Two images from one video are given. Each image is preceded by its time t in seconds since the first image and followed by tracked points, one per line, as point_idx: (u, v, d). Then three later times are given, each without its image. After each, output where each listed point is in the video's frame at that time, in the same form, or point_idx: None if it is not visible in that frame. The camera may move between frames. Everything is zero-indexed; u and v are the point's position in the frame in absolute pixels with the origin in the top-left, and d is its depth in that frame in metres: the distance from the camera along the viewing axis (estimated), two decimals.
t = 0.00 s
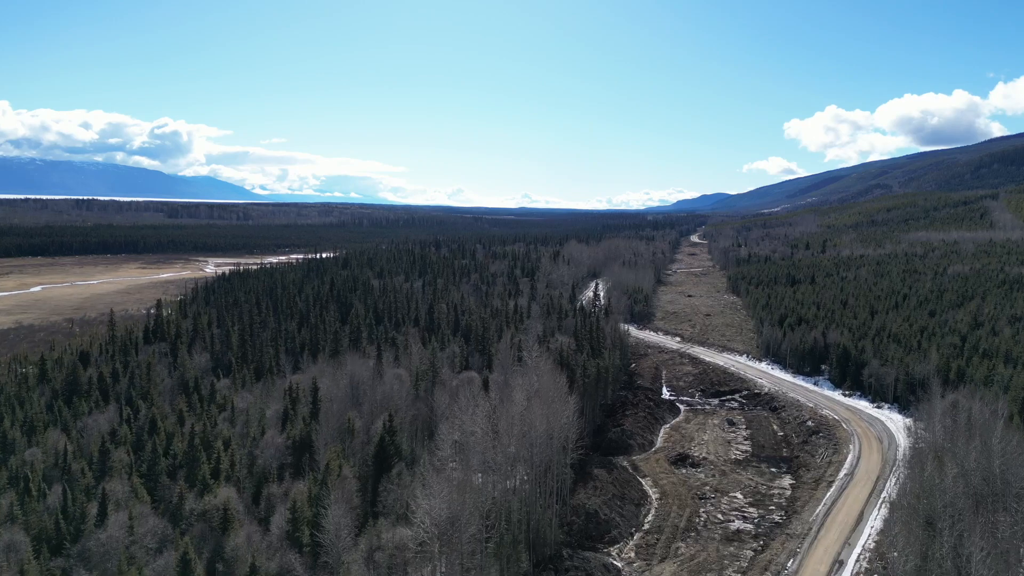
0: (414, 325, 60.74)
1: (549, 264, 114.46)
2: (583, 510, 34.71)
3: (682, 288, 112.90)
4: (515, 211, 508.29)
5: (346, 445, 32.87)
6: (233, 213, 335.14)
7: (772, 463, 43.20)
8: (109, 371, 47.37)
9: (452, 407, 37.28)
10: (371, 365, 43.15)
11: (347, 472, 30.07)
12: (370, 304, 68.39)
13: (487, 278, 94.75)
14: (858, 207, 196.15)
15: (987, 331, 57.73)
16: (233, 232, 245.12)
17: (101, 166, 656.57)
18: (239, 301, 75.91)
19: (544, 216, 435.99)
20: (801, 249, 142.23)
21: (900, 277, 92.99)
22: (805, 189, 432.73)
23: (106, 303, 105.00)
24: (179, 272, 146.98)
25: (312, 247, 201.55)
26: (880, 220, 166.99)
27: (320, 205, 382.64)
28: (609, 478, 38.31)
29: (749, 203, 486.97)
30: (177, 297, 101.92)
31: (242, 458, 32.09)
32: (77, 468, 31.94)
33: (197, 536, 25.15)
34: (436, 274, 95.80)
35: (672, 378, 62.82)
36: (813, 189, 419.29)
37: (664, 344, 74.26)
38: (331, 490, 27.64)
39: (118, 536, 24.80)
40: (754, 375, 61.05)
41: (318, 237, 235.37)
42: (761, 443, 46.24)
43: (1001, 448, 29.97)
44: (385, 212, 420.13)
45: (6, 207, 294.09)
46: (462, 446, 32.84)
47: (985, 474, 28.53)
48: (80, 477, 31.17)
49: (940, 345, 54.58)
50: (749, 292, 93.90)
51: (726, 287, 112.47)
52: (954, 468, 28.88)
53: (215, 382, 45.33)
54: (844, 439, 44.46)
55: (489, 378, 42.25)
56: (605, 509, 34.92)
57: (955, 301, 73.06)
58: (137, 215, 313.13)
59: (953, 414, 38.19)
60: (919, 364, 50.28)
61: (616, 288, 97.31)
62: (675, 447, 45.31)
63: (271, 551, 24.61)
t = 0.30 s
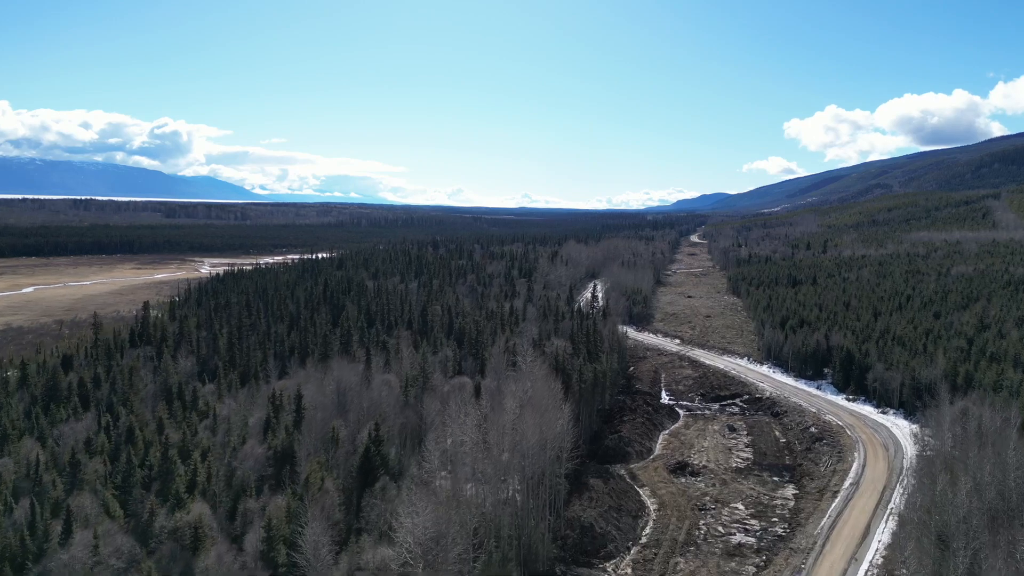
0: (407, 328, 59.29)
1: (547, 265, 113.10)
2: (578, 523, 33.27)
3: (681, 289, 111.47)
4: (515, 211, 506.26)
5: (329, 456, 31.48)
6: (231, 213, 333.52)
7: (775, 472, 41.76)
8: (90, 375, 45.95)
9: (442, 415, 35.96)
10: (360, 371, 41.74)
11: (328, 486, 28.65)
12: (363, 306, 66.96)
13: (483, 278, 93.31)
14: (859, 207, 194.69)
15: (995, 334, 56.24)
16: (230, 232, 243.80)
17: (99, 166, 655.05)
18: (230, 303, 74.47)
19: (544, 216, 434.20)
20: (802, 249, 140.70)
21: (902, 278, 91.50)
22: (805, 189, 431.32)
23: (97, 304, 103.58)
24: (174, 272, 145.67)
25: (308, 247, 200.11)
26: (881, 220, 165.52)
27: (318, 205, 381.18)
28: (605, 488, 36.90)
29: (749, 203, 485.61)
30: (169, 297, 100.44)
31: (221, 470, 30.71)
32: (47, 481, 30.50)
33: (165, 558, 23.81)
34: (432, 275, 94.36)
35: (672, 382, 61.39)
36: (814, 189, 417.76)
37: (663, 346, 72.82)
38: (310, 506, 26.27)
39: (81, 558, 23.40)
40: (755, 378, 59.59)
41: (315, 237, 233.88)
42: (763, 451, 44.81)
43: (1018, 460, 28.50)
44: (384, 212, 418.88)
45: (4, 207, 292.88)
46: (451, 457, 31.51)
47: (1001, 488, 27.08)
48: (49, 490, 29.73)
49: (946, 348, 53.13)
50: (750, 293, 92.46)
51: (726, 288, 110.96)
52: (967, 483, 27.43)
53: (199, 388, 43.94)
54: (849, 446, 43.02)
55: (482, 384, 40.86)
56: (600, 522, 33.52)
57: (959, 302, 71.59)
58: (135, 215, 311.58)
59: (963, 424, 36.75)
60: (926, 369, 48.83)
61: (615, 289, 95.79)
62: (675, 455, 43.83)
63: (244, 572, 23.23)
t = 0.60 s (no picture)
0: (398, 331, 57.79)
1: (544, 265, 111.70)
2: (571, 537, 31.94)
3: (680, 290, 110.10)
4: (514, 212, 504.58)
5: (310, 468, 30.12)
6: (229, 212, 331.67)
7: (775, 481, 40.34)
8: (67, 380, 44.45)
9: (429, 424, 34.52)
10: (347, 376, 40.30)
11: (307, 500, 27.30)
12: (353, 307, 65.46)
13: (479, 279, 91.88)
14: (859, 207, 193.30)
15: (1001, 337, 54.82)
16: (227, 232, 241.96)
17: (97, 167, 653.53)
18: (219, 304, 72.99)
19: (543, 216, 432.37)
20: (802, 250, 139.26)
21: (904, 279, 90.10)
22: (805, 189, 429.87)
23: (88, 304, 102.02)
24: (168, 273, 144.39)
25: (305, 248, 198.57)
26: (881, 220, 164.11)
27: (316, 205, 379.23)
28: (600, 499, 35.56)
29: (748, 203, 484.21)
30: (159, 298, 98.85)
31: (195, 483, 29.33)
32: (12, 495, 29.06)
33: None
34: (427, 276, 92.86)
35: (670, 386, 59.97)
36: (813, 189, 416.49)
37: (661, 348, 71.43)
38: (286, 523, 24.95)
39: None
40: (755, 383, 58.20)
41: (312, 237, 232.23)
42: (763, 458, 43.46)
43: None
44: (382, 212, 416.81)
45: None
46: (436, 470, 30.11)
47: (1017, 503, 25.69)
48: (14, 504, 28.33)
49: (952, 352, 51.75)
50: (750, 294, 91.04)
51: (726, 289, 109.50)
52: (981, 499, 26.04)
53: (179, 395, 42.48)
54: (853, 454, 41.61)
55: (472, 390, 39.43)
56: (594, 536, 32.16)
57: (963, 303, 70.18)
58: (131, 215, 309.74)
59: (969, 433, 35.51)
60: (931, 373, 47.48)
61: (613, 290, 94.32)
62: (672, 463, 42.43)
63: None
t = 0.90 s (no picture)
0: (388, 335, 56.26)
1: (541, 265, 110.31)
2: (561, 551, 30.59)
3: (679, 291, 108.69)
4: (514, 211, 502.80)
5: (287, 481, 28.80)
6: (227, 212, 330.13)
7: (776, 491, 38.93)
8: (45, 384, 43.05)
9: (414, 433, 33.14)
10: (330, 382, 38.87)
11: (282, 516, 26.03)
12: (344, 309, 64.01)
13: (474, 280, 90.48)
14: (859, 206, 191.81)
15: (1007, 340, 53.39)
16: (224, 232, 240.44)
17: (96, 167, 652.06)
18: (209, 305, 71.57)
19: (542, 216, 430.31)
20: (802, 250, 137.76)
21: (906, 279, 88.72)
22: (805, 189, 428.42)
23: (78, 305, 100.55)
24: (162, 273, 142.88)
25: (301, 248, 197.02)
26: (881, 220, 162.62)
27: (315, 205, 377.78)
28: (592, 511, 34.24)
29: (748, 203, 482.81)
30: (150, 299, 97.38)
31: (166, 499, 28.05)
32: None
33: None
34: (421, 277, 91.46)
35: (668, 390, 58.59)
36: (813, 188, 415.04)
37: (658, 351, 70.06)
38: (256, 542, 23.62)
39: None
40: (755, 386, 56.81)
41: (309, 236, 230.66)
42: (763, 466, 42.09)
43: None
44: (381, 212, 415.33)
45: None
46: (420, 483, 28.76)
47: None
48: None
49: (957, 356, 50.37)
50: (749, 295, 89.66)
51: (725, 290, 108.03)
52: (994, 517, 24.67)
53: (158, 401, 41.09)
54: (856, 462, 40.15)
55: (461, 396, 38.03)
56: (586, 550, 30.81)
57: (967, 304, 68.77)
58: (129, 215, 308.26)
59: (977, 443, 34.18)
60: (936, 379, 46.16)
61: (610, 291, 92.77)
62: (669, 471, 41.01)
63: None
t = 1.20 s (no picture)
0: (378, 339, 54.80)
1: (537, 266, 108.91)
2: (548, 569, 29.32)
3: (677, 292, 107.23)
4: (513, 211, 501.11)
5: (262, 495, 27.47)
6: (224, 213, 328.64)
7: (775, 502, 37.54)
8: (19, 391, 41.59)
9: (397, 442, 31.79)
10: (313, 389, 37.48)
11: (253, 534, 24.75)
12: (333, 312, 62.57)
13: (469, 283, 89.09)
14: (859, 207, 190.41)
15: (1013, 342, 51.99)
16: (220, 233, 238.69)
17: (94, 167, 650.22)
18: (196, 307, 70.12)
19: (542, 216, 428.73)
20: (802, 250, 136.34)
21: (907, 280, 87.40)
22: (804, 189, 427.07)
23: (67, 307, 98.94)
24: (155, 275, 141.32)
25: (297, 249, 195.35)
26: (881, 220, 161.24)
27: (313, 206, 376.23)
28: (583, 525, 32.94)
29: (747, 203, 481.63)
30: (140, 300, 95.80)
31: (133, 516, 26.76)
32: None
33: None
34: (415, 279, 90.04)
35: (665, 394, 57.17)
36: (813, 188, 414.24)
37: (655, 354, 68.61)
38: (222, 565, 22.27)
39: None
40: (754, 391, 55.39)
41: (305, 237, 228.96)
42: (762, 475, 40.71)
43: None
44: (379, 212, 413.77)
45: None
46: (401, 497, 27.44)
47: None
48: None
49: (961, 360, 49.01)
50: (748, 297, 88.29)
51: (724, 291, 106.50)
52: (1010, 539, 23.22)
53: (136, 409, 39.70)
54: (858, 471, 38.78)
55: (448, 403, 36.63)
56: (575, 567, 29.56)
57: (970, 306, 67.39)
58: (126, 215, 306.95)
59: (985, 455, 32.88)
60: (940, 384, 44.82)
61: (607, 293, 91.27)
62: (666, 481, 39.57)
63: None
